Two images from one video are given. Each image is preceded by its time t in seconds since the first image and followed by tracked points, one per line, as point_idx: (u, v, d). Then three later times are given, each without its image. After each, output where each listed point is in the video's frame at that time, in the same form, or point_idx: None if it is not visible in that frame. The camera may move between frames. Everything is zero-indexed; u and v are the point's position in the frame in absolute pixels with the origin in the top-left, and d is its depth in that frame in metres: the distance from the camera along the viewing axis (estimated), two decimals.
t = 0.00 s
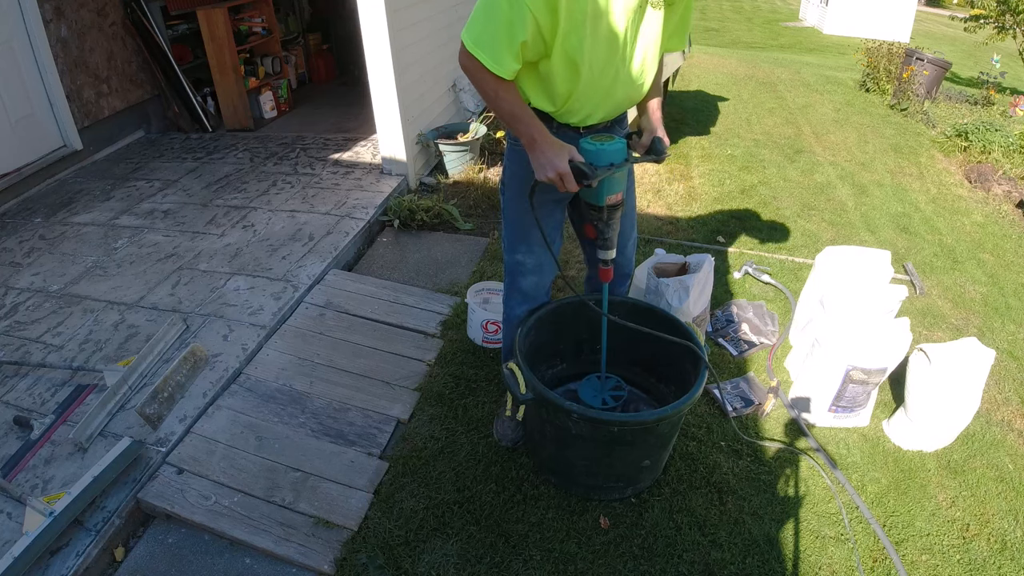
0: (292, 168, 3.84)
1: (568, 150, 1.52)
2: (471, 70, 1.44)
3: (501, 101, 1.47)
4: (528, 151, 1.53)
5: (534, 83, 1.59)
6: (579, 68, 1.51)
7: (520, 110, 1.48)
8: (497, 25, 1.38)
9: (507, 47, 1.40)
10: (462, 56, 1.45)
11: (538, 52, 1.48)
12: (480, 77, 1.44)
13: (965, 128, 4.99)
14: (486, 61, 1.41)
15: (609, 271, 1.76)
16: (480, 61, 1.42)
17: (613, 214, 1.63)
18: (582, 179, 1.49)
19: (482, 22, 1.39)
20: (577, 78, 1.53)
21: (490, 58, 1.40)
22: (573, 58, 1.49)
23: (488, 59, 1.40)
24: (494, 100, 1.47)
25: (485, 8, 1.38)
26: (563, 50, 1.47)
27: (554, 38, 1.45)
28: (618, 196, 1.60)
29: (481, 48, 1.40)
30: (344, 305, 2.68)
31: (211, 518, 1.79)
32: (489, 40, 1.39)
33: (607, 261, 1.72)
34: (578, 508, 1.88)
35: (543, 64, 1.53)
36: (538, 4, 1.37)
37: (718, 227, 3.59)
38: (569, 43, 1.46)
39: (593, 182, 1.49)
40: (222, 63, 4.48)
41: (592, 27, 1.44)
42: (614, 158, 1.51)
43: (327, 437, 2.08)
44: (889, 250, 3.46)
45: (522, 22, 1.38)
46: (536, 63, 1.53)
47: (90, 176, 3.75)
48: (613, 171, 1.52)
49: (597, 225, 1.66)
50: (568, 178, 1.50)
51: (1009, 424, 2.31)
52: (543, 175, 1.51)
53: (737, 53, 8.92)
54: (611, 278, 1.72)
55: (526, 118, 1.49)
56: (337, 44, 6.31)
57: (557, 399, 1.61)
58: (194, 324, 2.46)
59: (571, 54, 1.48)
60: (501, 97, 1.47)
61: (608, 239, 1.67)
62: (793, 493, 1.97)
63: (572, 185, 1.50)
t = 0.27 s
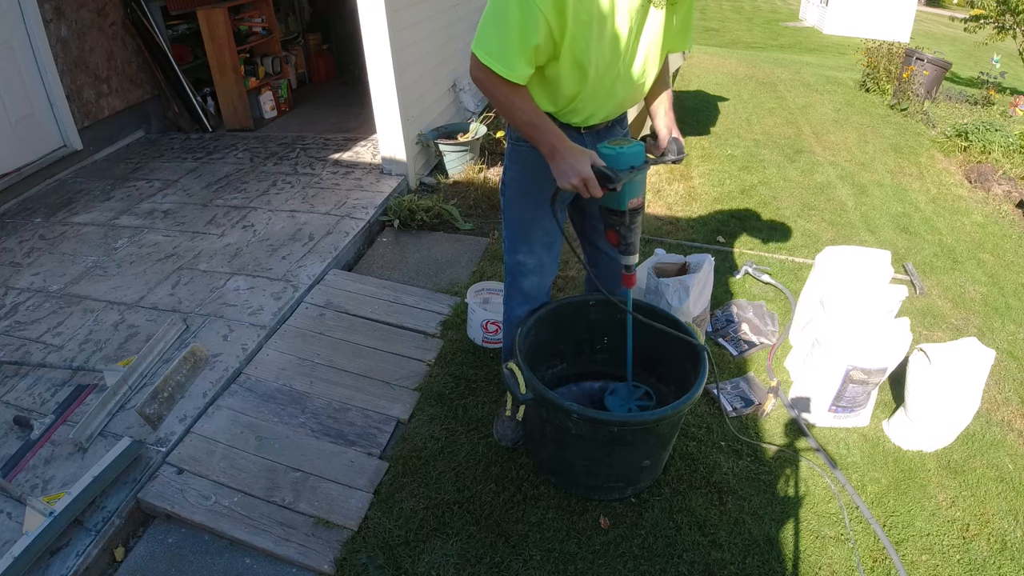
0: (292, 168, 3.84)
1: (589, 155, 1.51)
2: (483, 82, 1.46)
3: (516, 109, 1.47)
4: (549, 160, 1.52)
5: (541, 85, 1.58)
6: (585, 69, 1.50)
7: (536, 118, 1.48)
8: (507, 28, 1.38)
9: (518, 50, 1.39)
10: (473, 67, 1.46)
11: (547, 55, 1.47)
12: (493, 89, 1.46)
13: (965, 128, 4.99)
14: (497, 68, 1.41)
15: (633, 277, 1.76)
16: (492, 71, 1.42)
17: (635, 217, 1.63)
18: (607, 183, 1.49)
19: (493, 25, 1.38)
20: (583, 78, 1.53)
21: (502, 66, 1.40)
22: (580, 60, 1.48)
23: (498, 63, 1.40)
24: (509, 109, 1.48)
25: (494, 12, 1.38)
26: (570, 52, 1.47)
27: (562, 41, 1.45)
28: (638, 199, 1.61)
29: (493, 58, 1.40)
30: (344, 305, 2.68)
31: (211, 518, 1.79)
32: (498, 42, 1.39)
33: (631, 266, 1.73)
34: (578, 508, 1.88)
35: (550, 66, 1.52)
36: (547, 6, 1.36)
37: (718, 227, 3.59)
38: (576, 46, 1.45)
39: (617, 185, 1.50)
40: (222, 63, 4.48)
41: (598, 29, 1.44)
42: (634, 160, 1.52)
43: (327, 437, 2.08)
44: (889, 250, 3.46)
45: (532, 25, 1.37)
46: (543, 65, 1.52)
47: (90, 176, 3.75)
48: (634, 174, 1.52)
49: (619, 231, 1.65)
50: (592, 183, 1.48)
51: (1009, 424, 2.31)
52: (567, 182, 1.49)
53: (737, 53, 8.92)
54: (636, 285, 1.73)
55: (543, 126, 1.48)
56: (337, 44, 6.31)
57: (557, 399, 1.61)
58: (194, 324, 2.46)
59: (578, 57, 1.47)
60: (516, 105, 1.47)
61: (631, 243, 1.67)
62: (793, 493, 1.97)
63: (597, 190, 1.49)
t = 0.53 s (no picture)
0: (292, 168, 3.84)
1: (594, 162, 1.52)
2: (487, 86, 1.46)
3: (519, 113, 1.47)
4: (552, 165, 1.53)
5: (542, 85, 1.59)
6: (585, 70, 1.50)
7: (540, 124, 1.49)
8: (510, 28, 1.38)
9: (520, 50, 1.39)
10: (476, 71, 1.45)
11: (548, 55, 1.47)
12: (498, 93, 1.46)
13: (965, 128, 4.99)
14: (503, 70, 1.40)
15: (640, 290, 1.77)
16: (497, 74, 1.42)
17: (642, 228, 1.59)
18: (612, 190, 1.48)
19: (496, 25, 1.39)
20: (584, 79, 1.53)
21: (507, 68, 1.40)
22: (581, 61, 1.48)
23: (501, 64, 1.40)
24: (513, 114, 1.48)
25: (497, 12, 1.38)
26: (570, 53, 1.47)
27: (562, 42, 1.45)
28: (646, 208, 1.57)
29: (498, 62, 1.40)
30: (343, 305, 2.68)
31: (211, 518, 1.79)
32: (500, 43, 1.39)
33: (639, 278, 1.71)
34: (578, 508, 1.88)
35: (551, 67, 1.52)
36: (550, 5, 1.36)
37: (718, 227, 3.59)
38: (577, 47, 1.45)
39: (623, 192, 1.47)
40: (222, 63, 4.48)
41: (599, 29, 1.44)
42: (641, 167, 1.52)
43: (327, 437, 2.08)
44: (889, 250, 3.46)
45: (535, 26, 1.37)
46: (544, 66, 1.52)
47: (90, 176, 3.75)
48: (641, 181, 1.51)
49: (626, 241, 1.62)
50: (597, 190, 1.48)
51: (1009, 424, 2.31)
52: (572, 188, 1.49)
53: (737, 53, 8.92)
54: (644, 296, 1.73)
55: (548, 131, 1.49)
56: (337, 44, 6.31)
57: (557, 399, 1.61)
58: (194, 324, 2.46)
59: (578, 57, 1.47)
60: (520, 109, 1.47)
61: (637, 255, 1.63)
62: (793, 493, 1.97)
63: (602, 197, 1.49)
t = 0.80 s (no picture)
0: (292, 168, 3.84)
1: (579, 165, 1.50)
2: (480, 86, 1.46)
3: (509, 114, 1.47)
4: (538, 167, 1.52)
5: (537, 86, 1.59)
6: (580, 71, 1.51)
7: (527, 124, 1.48)
8: (502, 27, 1.38)
9: (513, 50, 1.40)
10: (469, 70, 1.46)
11: (542, 55, 1.47)
12: (490, 92, 1.46)
13: (965, 128, 4.99)
14: (495, 69, 1.41)
15: (628, 302, 1.78)
16: (490, 74, 1.42)
17: (631, 237, 1.60)
18: (596, 194, 1.46)
19: (489, 24, 1.39)
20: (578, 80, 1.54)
21: (501, 67, 1.40)
22: (575, 62, 1.48)
23: (493, 63, 1.40)
24: (503, 114, 1.48)
25: (490, 11, 1.38)
26: (565, 54, 1.47)
27: (557, 43, 1.45)
28: (634, 217, 1.58)
29: (491, 61, 1.40)
30: (344, 305, 2.68)
31: (211, 518, 1.79)
32: (493, 42, 1.39)
33: (626, 289, 1.72)
34: (578, 508, 1.88)
35: (546, 67, 1.53)
36: (542, 6, 1.37)
37: (718, 227, 3.59)
38: (571, 48, 1.46)
39: (607, 196, 1.46)
40: (222, 63, 4.48)
41: (593, 31, 1.44)
42: (629, 173, 1.51)
43: (327, 437, 2.08)
44: (889, 250, 3.46)
45: (528, 26, 1.38)
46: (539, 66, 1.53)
47: (90, 176, 3.75)
48: (627, 187, 1.51)
49: (614, 250, 1.63)
50: (580, 194, 1.47)
51: (1009, 424, 2.31)
52: (555, 190, 1.48)
53: (737, 53, 8.92)
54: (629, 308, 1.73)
55: (535, 132, 1.48)
56: (337, 44, 6.31)
57: (557, 399, 1.61)
58: (194, 324, 2.46)
59: (573, 59, 1.48)
60: (510, 110, 1.47)
61: (625, 264, 1.64)
62: (793, 493, 1.97)
63: (584, 201, 1.47)
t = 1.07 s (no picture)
0: (292, 168, 3.84)
1: (561, 160, 1.51)
2: (469, 77, 1.46)
3: (495, 107, 1.47)
4: (520, 158, 1.53)
5: (534, 85, 1.60)
6: (577, 70, 1.51)
7: (512, 116, 1.48)
8: (495, 23, 1.39)
9: (505, 47, 1.40)
10: (461, 63, 1.46)
11: (535, 53, 1.48)
12: (481, 87, 1.46)
13: (965, 128, 4.99)
14: (485, 64, 1.41)
15: (605, 302, 1.76)
16: (479, 66, 1.42)
17: (610, 237, 1.59)
18: (573, 190, 1.45)
19: (481, 20, 1.39)
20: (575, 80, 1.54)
21: (491, 63, 1.40)
22: (569, 60, 1.49)
23: (485, 58, 1.40)
24: (490, 107, 1.48)
25: (483, 9, 1.39)
26: (561, 53, 1.48)
27: (551, 42, 1.46)
28: (614, 217, 1.57)
29: (481, 55, 1.40)
30: (344, 305, 2.68)
31: (211, 518, 1.79)
32: (486, 39, 1.40)
33: (602, 288, 1.72)
34: (578, 508, 1.88)
35: (541, 65, 1.53)
36: (535, 4, 1.37)
37: (718, 227, 3.59)
38: (567, 47, 1.46)
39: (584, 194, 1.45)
40: (222, 63, 4.48)
41: (588, 29, 1.44)
42: (612, 172, 1.48)
43: (327, 437, 2.08)
44: (889, 250, 3.46)
45: (520, 23, 1.38)
46: (534, 65, 1.53)
47: (90, 176, 3.75)
48: (609, 186, 1.48)
49: (592, 249, 1.62)
50: (557, 187, 1.47)
51: (1009, 424, 2.31)
52: (533, 184, 1.50)
53: (737, 53, 8.91)
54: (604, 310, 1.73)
55: (519, 125, 1.49)
56: (337, 44, 6.31)
57: (557, 399, 1.61)
58: (194, 324, 2.46)
59: (568, 57, 1.48)
60: (496, 103, 1.47)
61: (603, 264, 1.64)
62: (793, 493, 1.97)
63: (561, 195, 1.47)
